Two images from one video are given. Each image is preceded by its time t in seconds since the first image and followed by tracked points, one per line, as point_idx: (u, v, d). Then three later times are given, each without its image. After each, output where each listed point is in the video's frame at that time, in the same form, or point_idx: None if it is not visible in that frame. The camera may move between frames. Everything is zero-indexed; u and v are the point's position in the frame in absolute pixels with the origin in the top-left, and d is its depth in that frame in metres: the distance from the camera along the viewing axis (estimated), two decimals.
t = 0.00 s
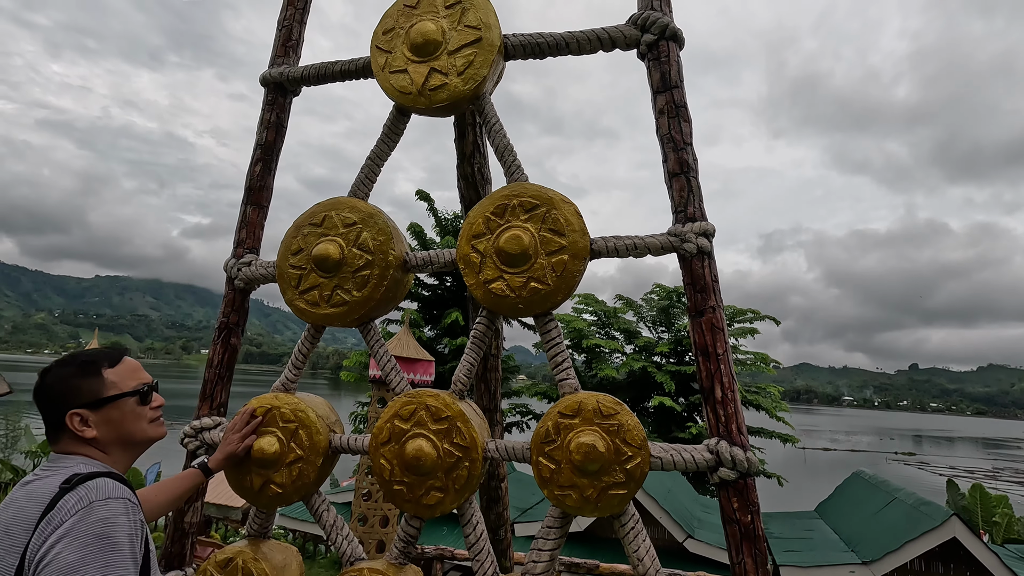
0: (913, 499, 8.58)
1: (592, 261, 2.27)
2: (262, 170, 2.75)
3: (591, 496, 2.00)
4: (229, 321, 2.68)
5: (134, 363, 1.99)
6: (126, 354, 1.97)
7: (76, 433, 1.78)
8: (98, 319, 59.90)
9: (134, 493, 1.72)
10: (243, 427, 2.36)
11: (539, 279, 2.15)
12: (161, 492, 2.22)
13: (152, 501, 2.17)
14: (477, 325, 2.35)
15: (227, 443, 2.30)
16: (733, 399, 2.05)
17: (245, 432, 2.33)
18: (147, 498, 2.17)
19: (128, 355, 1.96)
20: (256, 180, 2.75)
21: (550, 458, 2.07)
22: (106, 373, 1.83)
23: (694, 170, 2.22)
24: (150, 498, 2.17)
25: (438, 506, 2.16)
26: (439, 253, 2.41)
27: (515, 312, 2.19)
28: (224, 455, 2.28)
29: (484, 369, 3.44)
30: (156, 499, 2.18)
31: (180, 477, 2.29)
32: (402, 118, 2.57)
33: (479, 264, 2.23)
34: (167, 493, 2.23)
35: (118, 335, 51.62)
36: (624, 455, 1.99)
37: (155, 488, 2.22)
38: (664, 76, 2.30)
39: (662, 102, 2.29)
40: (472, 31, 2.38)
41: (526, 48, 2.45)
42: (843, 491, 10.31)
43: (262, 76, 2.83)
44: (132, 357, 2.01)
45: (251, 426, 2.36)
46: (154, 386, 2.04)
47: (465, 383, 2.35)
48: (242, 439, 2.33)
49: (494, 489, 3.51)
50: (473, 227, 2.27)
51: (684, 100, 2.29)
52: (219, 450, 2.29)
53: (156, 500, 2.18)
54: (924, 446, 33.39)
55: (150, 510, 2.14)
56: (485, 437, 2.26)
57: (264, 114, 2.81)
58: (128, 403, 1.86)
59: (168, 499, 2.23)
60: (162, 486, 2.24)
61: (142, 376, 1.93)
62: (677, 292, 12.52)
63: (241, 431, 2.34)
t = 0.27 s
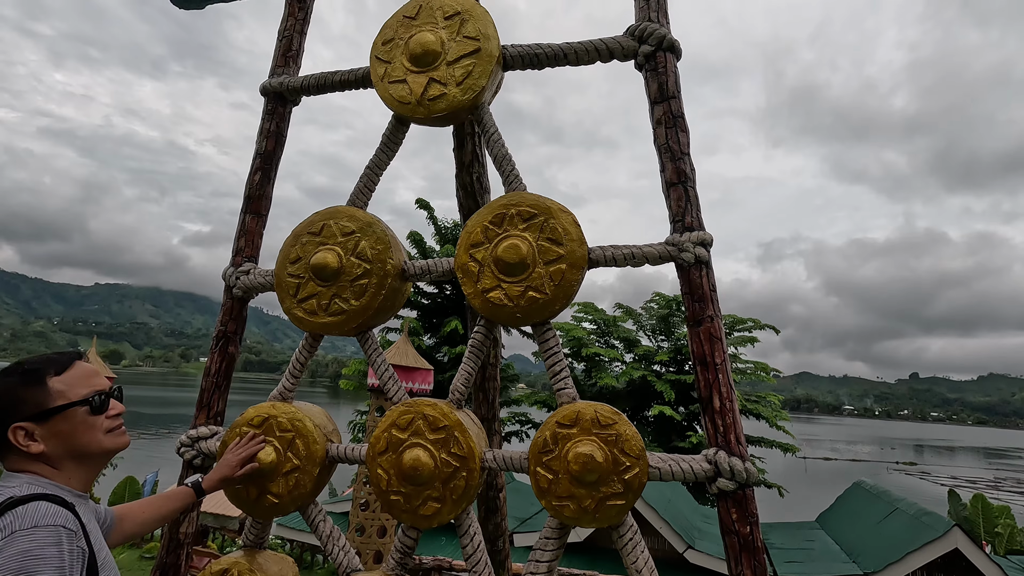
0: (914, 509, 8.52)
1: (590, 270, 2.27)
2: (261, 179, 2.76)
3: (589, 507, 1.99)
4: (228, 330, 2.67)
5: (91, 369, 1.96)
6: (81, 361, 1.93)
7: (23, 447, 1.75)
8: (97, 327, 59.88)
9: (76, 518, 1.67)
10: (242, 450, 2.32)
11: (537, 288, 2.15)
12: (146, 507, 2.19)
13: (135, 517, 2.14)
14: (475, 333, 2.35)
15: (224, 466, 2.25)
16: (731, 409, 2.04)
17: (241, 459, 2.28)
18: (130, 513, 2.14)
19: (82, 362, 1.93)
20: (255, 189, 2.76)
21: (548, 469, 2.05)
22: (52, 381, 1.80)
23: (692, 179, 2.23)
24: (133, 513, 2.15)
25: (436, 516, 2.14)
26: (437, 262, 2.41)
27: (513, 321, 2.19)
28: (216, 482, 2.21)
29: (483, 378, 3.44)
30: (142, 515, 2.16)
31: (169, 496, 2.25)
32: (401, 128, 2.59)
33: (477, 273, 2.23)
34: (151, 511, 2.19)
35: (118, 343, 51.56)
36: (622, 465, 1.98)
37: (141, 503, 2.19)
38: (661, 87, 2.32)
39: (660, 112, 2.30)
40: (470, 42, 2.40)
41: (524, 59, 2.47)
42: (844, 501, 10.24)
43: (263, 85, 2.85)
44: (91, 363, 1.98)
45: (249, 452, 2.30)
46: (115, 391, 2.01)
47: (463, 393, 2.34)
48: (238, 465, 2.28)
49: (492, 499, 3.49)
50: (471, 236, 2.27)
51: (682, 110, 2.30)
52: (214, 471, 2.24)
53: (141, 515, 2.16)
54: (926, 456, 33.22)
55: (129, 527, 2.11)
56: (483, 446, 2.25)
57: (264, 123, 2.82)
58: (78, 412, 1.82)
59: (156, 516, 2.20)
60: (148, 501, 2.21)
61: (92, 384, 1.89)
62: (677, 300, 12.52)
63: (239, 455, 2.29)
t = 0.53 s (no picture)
0: (915, 519, 8.49)
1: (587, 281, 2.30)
2: (262, 191, 2.79)
3: (585, 516, 2.01)
4: (228, 339, 2.70)
5: (79, 377, 1.68)
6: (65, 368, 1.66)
7: None
8: (96, 334, 59.79)
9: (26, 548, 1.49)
10: (250, 466, 2.32)
11: (535, 299, 2.18)
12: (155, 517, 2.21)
13: (140, 526, 2.17)
14: (473, 343, 2.37)
15: (232, 484, 2.27)
16: (726, 419, 2.06)
17: (248, 478, 2.28)
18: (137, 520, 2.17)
19: (63, 370, 1.65)
20: (256, 200, 2.79)
21: (545, 478, 2.07)
22: (13, 394, 1.53)
23: (686, 192, 2.26)
24: (139, 522, 2.17)
25: (434, 525, 2.16)
26: (436, 273, 2.44)
27: (511, 332, 2.22)
28: (226, 497, 2.26)
29: (481, 388, 3.46)
30: (147, 524, 2.18)
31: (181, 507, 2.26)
32: (401, 140, 2.62)
33: (475, 284, 2.26)
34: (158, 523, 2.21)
35: (116, 351, 51.45)
36: (618, 474, 2.00)
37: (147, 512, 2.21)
38: (657, 101, 2.36)
39: (655, 125, 2.34)
40: (469, 57, 2.44)
41: (522, 73, 2.51)
42: (844, 511, 10.20)
43: (265, 98, 2.89)
44: (84, 376, 1.71)
45: (257, 470, 2.31)
46: (102, 411, 1.70)
47: (461, 402, 2.36)
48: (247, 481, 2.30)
49: (490, 509, 3.50)
50: (470, 248, 2.31)
51: (677, 124, 2.34)
52: (225, 483, 2.28)
53: (146, 524, 2.18)
54: (926, 465, 33.10)
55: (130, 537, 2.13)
56: (481, 455, 2.27)
57: (266, 135, 2.86)
58: (31, 432, 1.53)
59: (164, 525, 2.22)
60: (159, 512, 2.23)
61: (59, 399, 1.58)
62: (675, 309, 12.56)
63: (247, 473, 2.29)
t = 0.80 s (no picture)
0: (915, 528, 8.47)
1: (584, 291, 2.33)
2: (264, 201, 2.83)
3: (583, 524, 2.02)
4: (228, 348, 2.72)
5: (77, 388, 1.67)
6: (63, 378, 1.65)
7: None
8: (96, 341, 59.77)
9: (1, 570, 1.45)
10: (244, 454, 2.37)
11: (533, 309, 2.20)
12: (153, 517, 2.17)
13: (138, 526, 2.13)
14: (471, 352, 2.39)
15: (228, 470, 2.30)
16: (722, 427, 2.09)
17: (243, 463, 2.32)
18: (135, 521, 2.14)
19: (60, 380, 1.64)
20: (258, 210, 2.82)
21: (543, 486, 2.09)
22: (8, 402, 1.53)
23: (682, 203, 2.30)
24: (137, 522, 2.14)
25: (432, 534, 2.17)
26: (435, 282, 2.47)
27: (510, 340, 2.24)
28: (225, 484, 2.27)
29: (480, 396, 3.48)
30: (145, 524, 2.15)
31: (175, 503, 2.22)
32: (401, 151, 2.66)
33: (474, 293, 2.29)
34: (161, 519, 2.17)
35: (115, 358, 51.38)
36: (616, 482, 2.01)
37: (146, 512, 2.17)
38: (653, 114, 2.40)
39: (652, 137, 2.38)
40: (469, 69, 2.49)
41: (521, 86, 2.55)
42: (845, 520, 10.15)
43: (267, 110, 2.92)
44: (84, 386, 1.70)
45: (251, 454, 2.36)
46: (99, 421, 1.68)
47: (460, 410, 2.38)
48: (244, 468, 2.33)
49: (488, 517, 3.51)
50: (469, 257, 2.33)
51: (673, 136, 2.38)
52: (221, 473, 2.31)
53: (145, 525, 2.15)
54: (927, 474, 32.96)
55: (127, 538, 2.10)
56: (479, 463, 2.29)
57: (268, 146, 2.90)
58: (19, 443, 1.53)
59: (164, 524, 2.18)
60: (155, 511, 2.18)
61: (51, 410, 1.57)
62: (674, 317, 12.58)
63: (241, 459, 2.34)
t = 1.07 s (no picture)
0: (917, 537, 8.44)
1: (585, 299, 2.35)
2: (268, 209, 2.86)
3: (583, 531, 2.03)
4: (232, 354, 2.74)
5: (75, 390, 1.69)
6: (63, 380, 1.68)
7: None
8: (96, 348, 59.73)
9: None
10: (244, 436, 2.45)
11: (534, 316, 2.23)
12: (172, 490, 2.19)
13: (159, 502, 2.15)
14: (473, 359, 2.41)
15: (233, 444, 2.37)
16: (722, 435, 2.10)
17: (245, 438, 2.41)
18: (153, 499, 2.15)
19: (59, 381, 1.67)
20: (262, 218, 2.85)
21: (543, 493, 2.10)
22: (7, 403, 1.56)
23: (682, 213, 2.32)
24: (157, 499, 2.15)
25: (433, 540, 2.18)
26: (437, 290, 2.49)
27: (511, 348, 2.26)
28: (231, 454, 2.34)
29: (481, 404, 3.50)
30: (166, 499, 2.16)
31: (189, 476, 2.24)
32: (404, 160, 2.69)
33: (476, 301, 2.31)
34: (181, 490, 2.20)
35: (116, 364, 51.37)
36: (616, 489, 2.03)
37: (163, 488, 2.18)
38: (653, 124, 2.43)
39: (651, 148, 2.41)
40: (471, 80, 2.52)
41: (522, 97, 2.59)
42: (847, 529, 10.10)
43: (271, 119, 2.96)
44: (83, 389, 1.72)
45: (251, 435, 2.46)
46: (95, 423, 1.69)
47: (461, 417, 2.40)
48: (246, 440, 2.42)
49: (489, 524, 3.52)
50: (471, 266, 2.36)
51: (672, 146, 2.41)
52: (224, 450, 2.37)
53: (165, 499, 2.16)
54: (929, 482, 32.80)
55: (153, 514, 2.11)
56: (480, 471, 2.30)
57: (272, 155, 2.93)
58: (14, 443, 1.54)
59: (183, 496, 2.20)
60: (172, 484, 2.21)
61: (48, 409, 1.59)
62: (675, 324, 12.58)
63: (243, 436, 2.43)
